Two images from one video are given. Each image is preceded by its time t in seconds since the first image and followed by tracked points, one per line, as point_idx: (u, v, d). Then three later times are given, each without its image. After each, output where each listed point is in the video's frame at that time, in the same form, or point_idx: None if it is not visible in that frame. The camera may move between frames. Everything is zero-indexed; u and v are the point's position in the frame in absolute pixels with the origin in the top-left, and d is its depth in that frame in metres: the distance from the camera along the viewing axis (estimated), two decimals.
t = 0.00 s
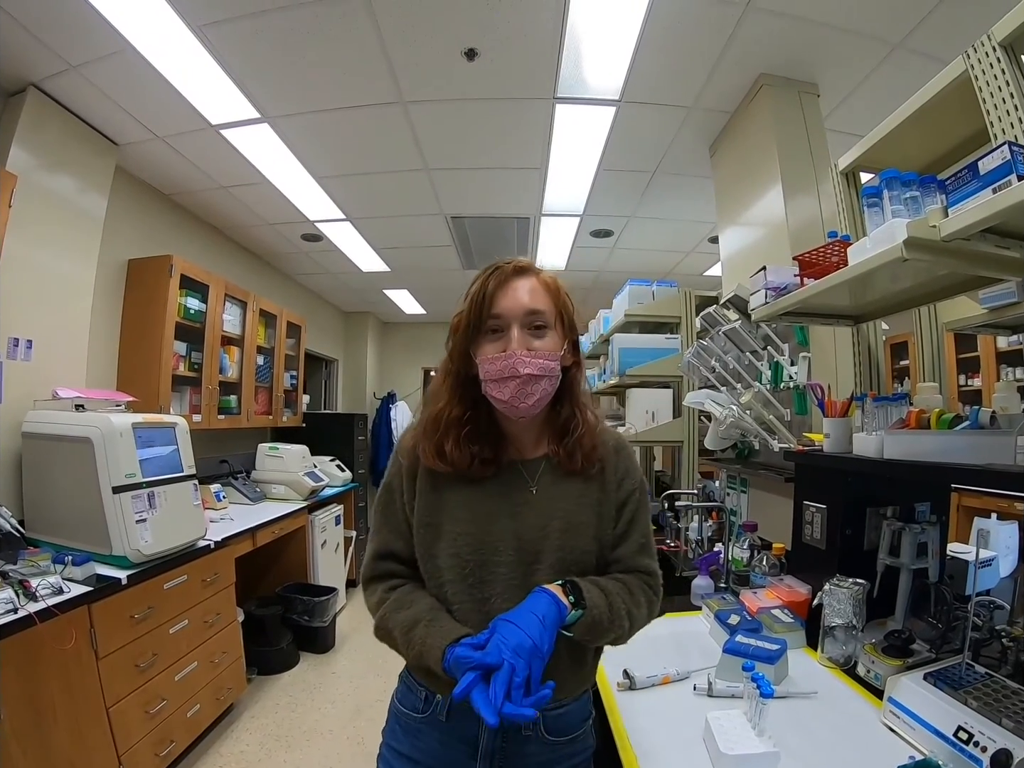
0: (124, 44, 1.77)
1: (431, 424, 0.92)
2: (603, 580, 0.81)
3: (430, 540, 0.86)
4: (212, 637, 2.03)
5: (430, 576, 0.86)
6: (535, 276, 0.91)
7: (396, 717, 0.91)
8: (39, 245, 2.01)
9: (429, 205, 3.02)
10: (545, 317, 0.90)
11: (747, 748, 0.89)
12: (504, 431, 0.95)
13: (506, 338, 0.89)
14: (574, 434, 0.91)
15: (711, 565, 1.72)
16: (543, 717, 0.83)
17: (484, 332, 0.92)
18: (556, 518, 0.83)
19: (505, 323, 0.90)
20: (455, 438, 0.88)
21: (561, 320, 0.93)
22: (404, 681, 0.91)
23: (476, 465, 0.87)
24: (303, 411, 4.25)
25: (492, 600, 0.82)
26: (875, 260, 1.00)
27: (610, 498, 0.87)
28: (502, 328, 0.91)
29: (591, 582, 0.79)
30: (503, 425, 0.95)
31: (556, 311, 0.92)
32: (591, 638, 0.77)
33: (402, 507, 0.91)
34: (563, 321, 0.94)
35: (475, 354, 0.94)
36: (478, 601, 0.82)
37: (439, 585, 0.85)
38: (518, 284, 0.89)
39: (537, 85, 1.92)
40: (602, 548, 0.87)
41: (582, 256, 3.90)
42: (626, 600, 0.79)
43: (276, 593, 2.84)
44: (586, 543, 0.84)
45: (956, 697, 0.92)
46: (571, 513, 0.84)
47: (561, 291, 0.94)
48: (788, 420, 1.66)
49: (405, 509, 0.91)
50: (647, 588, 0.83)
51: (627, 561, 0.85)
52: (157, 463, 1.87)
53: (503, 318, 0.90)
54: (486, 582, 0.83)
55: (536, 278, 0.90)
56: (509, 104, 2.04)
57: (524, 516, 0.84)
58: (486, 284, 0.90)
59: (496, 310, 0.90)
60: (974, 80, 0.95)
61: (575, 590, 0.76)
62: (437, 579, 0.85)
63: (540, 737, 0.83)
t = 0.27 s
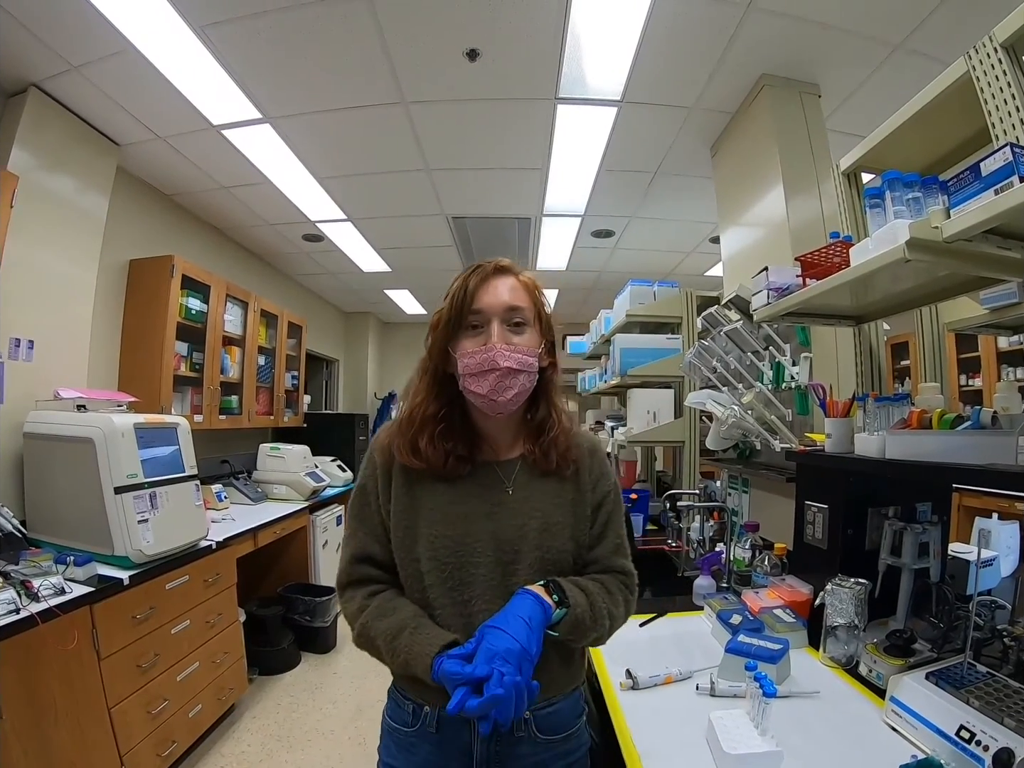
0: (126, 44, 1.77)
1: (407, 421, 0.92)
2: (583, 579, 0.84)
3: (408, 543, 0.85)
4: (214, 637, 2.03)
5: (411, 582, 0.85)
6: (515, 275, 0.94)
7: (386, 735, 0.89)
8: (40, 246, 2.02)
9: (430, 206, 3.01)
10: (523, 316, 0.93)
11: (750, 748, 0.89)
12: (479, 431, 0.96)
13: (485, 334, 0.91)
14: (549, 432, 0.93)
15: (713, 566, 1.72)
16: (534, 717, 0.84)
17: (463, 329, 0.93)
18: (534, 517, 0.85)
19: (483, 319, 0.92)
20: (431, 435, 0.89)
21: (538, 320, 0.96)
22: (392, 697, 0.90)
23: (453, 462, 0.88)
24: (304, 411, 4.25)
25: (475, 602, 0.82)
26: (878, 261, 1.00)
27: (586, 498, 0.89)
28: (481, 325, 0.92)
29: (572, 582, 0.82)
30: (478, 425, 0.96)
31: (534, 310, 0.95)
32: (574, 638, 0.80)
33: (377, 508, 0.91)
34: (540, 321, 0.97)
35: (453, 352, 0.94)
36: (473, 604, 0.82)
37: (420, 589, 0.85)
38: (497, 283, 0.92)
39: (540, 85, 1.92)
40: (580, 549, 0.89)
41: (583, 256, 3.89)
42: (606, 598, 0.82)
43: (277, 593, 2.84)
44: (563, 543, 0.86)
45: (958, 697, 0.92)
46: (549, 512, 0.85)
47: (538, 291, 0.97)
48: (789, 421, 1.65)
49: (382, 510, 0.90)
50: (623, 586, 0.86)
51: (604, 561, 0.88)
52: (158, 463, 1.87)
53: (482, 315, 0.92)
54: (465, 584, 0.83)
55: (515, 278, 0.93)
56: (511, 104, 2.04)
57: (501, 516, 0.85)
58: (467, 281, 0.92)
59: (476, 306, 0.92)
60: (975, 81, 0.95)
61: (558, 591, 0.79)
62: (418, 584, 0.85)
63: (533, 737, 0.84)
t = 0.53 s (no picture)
0: (133, 44, 1.77)
1: (397, 422, 0.91)
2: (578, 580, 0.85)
3: (402, 543, 0.84)
4: (219, 637, 2.04)
5: (404, 582, 0.84)
6: (499, 274, 0.94)
7: (380, 741, 0.88)
8: (46, 245, 2.02)
9: (436, 206, 3.01)
10: (509, 314, 0.93)
11: (757, 748, 0.89)
12: (470, 431, 0.96)
13: (471, 333, 0.91)
14: (540, 429, 0.94)
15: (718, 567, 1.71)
16: (530, 715, 0.84)
17: (450, 329, 0.93)
18: (528, 516, 0.84)
19: (469, 318, 0.91)
20: (422, 435, 0.89)
21: (523, 318, 0.97)
22: (384, 703, 0.89)
23: (445, 462, 0.87)
24: (309, 411, 4.26)
25: (470, 604, 0.82)
26: (887, 264, 1.00)
27: (578, 495, 0.90)
28: (467, 324, 0.92)
29: (568, 583, 0.82)
30: (470, 425, 0.96)
31: (519, 308, 0.95)
32: (570, 639, 0.81)
33: (369, 505, 0.89)
34: (525, 319, 0.97)
35: (441, 352, 0.94)
36: (473, 606, 0.82)
37: (415, 589, 0.84)
38: (482, 282, 0.92)
39: (546, 85, 1.92)
40: (573, 549, 0.90)
41: (588, 257, 3.89)
42: (601, 600, 0.83)
43: (282, 593, 2.85)
44: (557, 543, 0.86)
45: (966, 698, 0.91)
46: (543, 511, 0.85)
47: (522, 289, 0.97)
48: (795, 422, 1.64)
49: (373, 509, 0.88)
50: (616, 587, 0.88)
51: (597, 561, 0.89)
52: (163, 463, 1.87)
53: (468, 314, 0.91)
54: (459, 584, 0.82)
55: (500, 277, 0.94)
56: (517, 104, 2.04)
57: (496, 516, 0.84)
58: (451, 281, 0.92)
59: (461, 306, 0.91)
60: (982, 84, 0.94)
61: (555, 594, 0.79)
62: (413, 584, 0.84)
63: (530, 737, 0.84)
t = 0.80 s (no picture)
0: (144, 46, 1.78)
1: (393, 421, 0.91)
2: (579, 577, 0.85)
3: (400, 549, 0.84)
4: (229, 635, 2.04)
5: (405, 586, 0.84)
6: (495, 269, 0.94)
7: (385, 744, 0.88)
8: (57, 246, 2.03)
9: (446, 206, 3.02)
10: (505, 309, 0.93)
11: (768, 747, 0.89)
12: (467, 429, 0.96)
13: (467, 330, 0.91)
14: (536, 426, 0.94)
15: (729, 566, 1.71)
16: (536, 714, 0.85)
17: (445, 325, 0.93)
18: (526, 515, 0.84)
19: (464, 315, 0.91)
20: (417, 436, 0.89)
21: (519, 312, 0.96)
22: (388, 706, 0.88)
23: (441, 462, 0.87)
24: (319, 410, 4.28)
25: (471, 607, 0.82)
26: (898, 263, 1.00)
27: (576, 492, 0.90)
28: (463, 320, 0.92)
29: (568, 582, 0.82)
30: (465, 423, 0.96)
31: (516, 303, 0.95)
32: (572, 637, 0.81)
33: (367, 511, 0.88)
34: (522, 314, 0.97)
35: (436, 348, 0.93)
36: (475, 607, 0.82)
37: (416, 593, 0.84)
38: (477, 277, 0.91)
39: (557, 85, 1.92)
40: (573, 546, 0.90)
41: (598, 256, 3.89)
42: (602, 596, 0.83)
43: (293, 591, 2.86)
44: (555, 541, 0.86)
45: (976, 698, 0.91)
46: (541, 510, 0.85)
47: (518, 283, 0.97)
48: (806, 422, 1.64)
49: (371, 512, 0.88)
50: (617, 583, 0.87)
51: (597, 557, 0.89)
52: (175, 462, 1.88)
53: (464, 310, 0.91)
54: (460, 586, 0.82)
55: (496, 272, 0.93)
56: (528, 104, 2.04)
57: (494, 515, 0.84)
58: (446, 275, 0.91)
59: (457, 302, 0.91)
60: (993, 83, 0.94)
61: (555, 594, 0.79)
62: (414, 589, 0.84)
63: (537, 735, 0.85)
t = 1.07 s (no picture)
0: (156, 49, 1.80)
1: (392, 425, 0.91)
2: (581, 577, 0.85)
3: (403, 556, 0.84)
4: (243, 633, 2.06)
5: (408, 593, 0.84)
6: (495, 267, 0.93)
7: (391, 746, 0.87)
8: (71, 247, 2.05)
9: (458, 206, 3.03)
10: (505, 308, 0.93)
11: (780, 748, 0.88)
12: (467, 430, 0.96)
13: (467, 330, 0.91)
14: (536, 425, 0.93)
15: (742, 567, 1.70)
16: (546, 712, 0.85)
17: (445, 326, 0.93)
18: (528, 517, 0.84)
19: (464, 314, 0.91)
20: (416, 439, 0.89)
21: (519, 311, 0.96)
22: (394, 707, 0.88)
23: (441, 465, 0.87)
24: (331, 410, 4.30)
25: (474, 611, 0.82)
26: (913, 262, 0.99)
27: (578, 492, 0.89)
28: (463, 319, 0.92)
29: (569, 583, 0.82)
30: (464, 425, 0.96)
31: (516, 302, 0.95)
32: (576, 637, 0.81)
33: (369, 519, 0.88)
34: (522, 313, 0.97)
35: (436, 349, 0.93)
36: (479, 612, 0.82)
37: (420, 599, 0.84)
38: (477, 276, 0.91)
39: (569, 84, 1.92)
40: (576, 546, 0.90)
41: (610, 256, 3.89)
42: (605, 595, 0.83)
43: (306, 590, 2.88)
44: (558, 542, 0.86)
45: (988, 700, 0.91)
46: (543, 511, 0.85)
47: (518, 281, 0.96)
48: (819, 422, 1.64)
49: (373, 520, 0.88)
50: (621, 581, 0.87)
51: (600, 556, 0.89)
52: (190, 461, 1.90)
53: (464, 309, 0.91)
54: (465, 591, 0.82)
55: (495, 270, 0.93)
56: (540, 104, 2.04)
57: (495, 518, 0.84)
58: (445, 275, 0.91)
59: (457, 301, 0.90)
60: (1005, 79, 0.93)
61: (556, 596, 0.79)
62: (418, 594, 0.84)
63: (546, 733, 0.85)
